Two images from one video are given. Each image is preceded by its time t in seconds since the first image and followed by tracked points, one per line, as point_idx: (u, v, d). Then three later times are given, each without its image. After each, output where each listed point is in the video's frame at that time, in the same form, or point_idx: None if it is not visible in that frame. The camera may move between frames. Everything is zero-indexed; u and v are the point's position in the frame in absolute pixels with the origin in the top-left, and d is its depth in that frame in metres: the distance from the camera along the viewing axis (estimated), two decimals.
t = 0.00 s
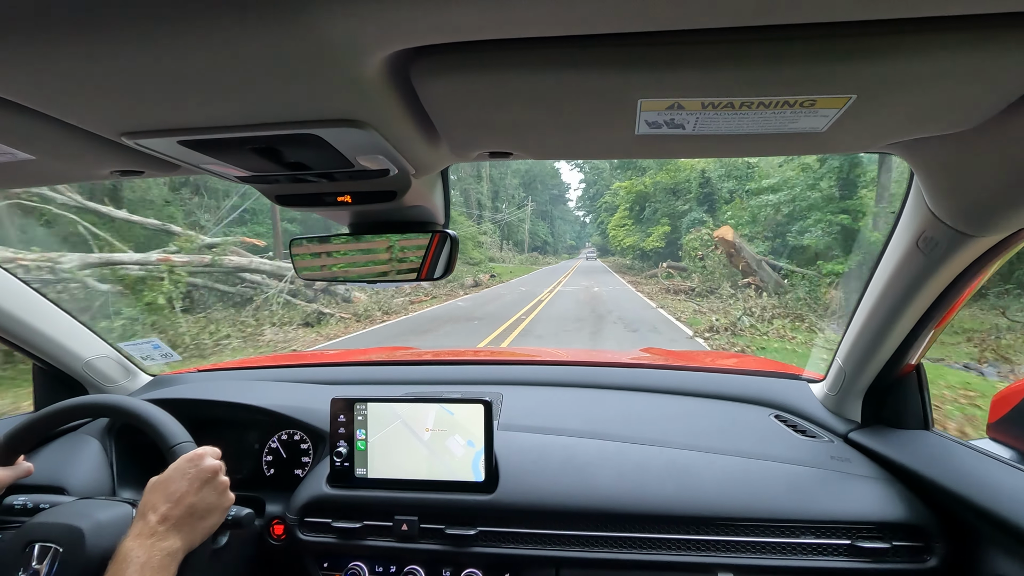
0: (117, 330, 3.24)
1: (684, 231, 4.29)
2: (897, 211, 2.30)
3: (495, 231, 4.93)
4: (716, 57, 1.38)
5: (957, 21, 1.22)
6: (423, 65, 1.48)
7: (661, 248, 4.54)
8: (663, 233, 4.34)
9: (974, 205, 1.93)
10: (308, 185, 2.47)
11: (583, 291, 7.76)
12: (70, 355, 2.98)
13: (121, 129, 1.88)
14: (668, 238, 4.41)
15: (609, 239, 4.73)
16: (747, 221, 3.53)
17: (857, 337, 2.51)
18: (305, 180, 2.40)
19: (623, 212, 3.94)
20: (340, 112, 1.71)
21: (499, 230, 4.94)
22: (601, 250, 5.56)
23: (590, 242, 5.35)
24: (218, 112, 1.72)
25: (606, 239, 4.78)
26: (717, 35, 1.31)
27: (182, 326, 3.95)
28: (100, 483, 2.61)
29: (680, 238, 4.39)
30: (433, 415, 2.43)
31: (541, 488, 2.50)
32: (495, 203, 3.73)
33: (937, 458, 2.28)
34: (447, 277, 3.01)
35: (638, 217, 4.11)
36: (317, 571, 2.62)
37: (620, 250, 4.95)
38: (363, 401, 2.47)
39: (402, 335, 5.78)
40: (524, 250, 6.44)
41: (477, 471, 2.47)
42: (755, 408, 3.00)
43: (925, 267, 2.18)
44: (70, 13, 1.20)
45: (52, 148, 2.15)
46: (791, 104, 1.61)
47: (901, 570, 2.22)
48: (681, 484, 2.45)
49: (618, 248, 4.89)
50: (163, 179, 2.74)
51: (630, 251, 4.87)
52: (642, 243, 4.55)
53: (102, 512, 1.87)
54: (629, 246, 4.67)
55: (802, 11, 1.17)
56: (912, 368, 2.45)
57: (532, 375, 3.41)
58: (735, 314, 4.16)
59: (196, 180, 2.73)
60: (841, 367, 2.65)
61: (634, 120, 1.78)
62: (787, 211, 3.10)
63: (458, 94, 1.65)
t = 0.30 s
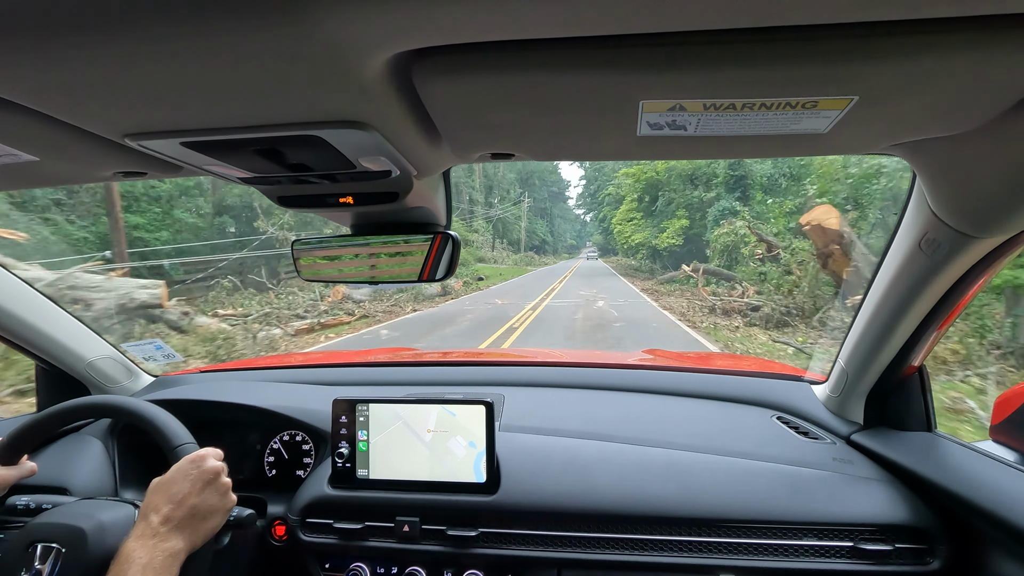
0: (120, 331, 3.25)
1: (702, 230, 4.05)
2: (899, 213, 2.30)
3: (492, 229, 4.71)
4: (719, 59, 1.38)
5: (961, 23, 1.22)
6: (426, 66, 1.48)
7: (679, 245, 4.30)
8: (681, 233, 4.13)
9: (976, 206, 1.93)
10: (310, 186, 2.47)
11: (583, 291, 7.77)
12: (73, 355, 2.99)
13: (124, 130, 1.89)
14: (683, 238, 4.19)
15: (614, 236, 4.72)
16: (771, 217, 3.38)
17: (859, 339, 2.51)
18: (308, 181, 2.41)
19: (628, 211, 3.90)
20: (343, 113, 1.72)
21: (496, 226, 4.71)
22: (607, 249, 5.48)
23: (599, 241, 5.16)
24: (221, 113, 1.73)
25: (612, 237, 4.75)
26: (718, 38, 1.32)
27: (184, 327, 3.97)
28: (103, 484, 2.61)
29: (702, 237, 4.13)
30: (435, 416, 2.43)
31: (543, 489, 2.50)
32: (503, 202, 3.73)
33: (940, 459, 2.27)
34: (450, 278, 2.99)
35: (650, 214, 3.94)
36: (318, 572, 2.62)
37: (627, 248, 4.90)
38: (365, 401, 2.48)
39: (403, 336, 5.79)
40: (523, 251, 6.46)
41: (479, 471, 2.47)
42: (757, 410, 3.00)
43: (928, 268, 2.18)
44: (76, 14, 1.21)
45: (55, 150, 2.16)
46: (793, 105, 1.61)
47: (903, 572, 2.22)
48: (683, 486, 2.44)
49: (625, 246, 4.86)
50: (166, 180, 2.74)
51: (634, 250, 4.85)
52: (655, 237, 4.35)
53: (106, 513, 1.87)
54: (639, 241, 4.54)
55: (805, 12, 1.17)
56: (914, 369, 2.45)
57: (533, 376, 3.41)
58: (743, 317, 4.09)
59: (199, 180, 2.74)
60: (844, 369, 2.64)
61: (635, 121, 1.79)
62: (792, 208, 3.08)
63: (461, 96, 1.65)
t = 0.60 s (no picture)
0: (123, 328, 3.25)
1: (732, 226, 3.69)
2: (903, 214, 2.29)
3: (492, 229, 4.54)
4: (722, 59, 1.38)
5: (967, 23, 1.22)
6: (429, 65, 1.48)
7: (705, 241, 3.96)
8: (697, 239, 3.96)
9: (980, 208, 1.93)
10: (312, 185, 2.47)
11: (583, 290, 7.78)
12: (75, 352, 3.00)
13: (128, 128, 1.89)
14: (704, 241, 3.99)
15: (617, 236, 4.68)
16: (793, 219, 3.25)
17: (862, 340, 2.50)
18: (310, 180, 2.41)
19: (638, 212, 3.85)
20: (346, 111, 1.72)
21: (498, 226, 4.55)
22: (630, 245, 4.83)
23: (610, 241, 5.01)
24: (224, 111, 1.73)
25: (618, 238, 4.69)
26: (723, 38, 1.31)
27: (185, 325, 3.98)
28: (105, 482, 2.62)
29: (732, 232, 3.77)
30: (436, 415, 2.43)
31: (544, 488, 2.50)
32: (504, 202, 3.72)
33: (942, 461, 2.27)
34: (452, 277, 3.00)
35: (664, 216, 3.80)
36: (319, 571, 2.62)
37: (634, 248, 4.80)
38: (366, 400, 2.48)
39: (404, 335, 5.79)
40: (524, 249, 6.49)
41: (480, 471, 2.47)
42: (759, 411, 3.00)
43: (931, 270, 2.17)
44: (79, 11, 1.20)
45: (58, 147, 2.16)
46: (796, 105, 1.61)
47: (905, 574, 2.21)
48: (684, 486, 2.44)
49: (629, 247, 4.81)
50: (169, 178, 2.75)
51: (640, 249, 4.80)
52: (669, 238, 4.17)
53: (108, 511, 1.87)
54: (652, 238, 4.32)
55: (809, 12, 1.17)
56: (917, 371, 2.44)
57: (534, 375, 3.41)
58: (748, 317, 4.10)
59: (201, 179, 2.74)
60: (846, 370, 2.64)
61: (638, 121, 1.78)
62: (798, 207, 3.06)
63: (463, 95, 1.65)
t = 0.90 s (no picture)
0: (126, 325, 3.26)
1: (750, 220, 3.57)
2: (907, 214, 2.28)
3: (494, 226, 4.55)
4: (727, 58, 1.38)
5: (974, 22, 1.21)
6: (432, 64, 1.48)
7: (723, 231, 3.83)
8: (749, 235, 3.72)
9: (984, 210, 1.92)
10: (316, 183, 2.48)
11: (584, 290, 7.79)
12: (79, 349, 3.01)
13: (132, 125, 1.89)
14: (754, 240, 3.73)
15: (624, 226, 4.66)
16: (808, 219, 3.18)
17: (865, 341, 2.49)
18: (313, 178, 2.41)
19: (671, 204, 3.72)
20: (350, 110, 1.72)
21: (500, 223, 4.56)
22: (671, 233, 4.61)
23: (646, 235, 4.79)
24: (228, 109, 1.73)
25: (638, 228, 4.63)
26: (726, 37, 1.31)
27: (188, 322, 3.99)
28: (107, 478, 2.63)
29: (750, 224, 3.64)
30: (438, 414, 2.44)
31: (545, 488, 2.50)
32: (501, 200, 3.75)
33: (946, 463, 2.26)
34: (454, 276, 3.01)
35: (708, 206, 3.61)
36: (321, 569, 2.63)
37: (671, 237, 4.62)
38: (368, 398, 2.47)
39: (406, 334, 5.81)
40: (526, 247, 6.50)
41: (481, 469, 2.47)
42: (761, 412, 2.98)
43: (935, 271, 2.16)
44: (84, 8, 1.20)
45: (64, 145, 2.17)
46: (800, 106, 1.60)
47: None
48: (686, 486, 2.44)
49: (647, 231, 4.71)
50: (172, 176, 2.75)
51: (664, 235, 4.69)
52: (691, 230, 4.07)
53: (110, 506, 1.88)
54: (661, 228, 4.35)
55: (815, 11, 1.16)
56: (921, 372, 2.42)
57: (536, 375, 3.41)
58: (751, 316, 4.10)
59: (205, 177, 2.75)
60: (849, 371, 2.63)
61: (641, 121, 1.78)
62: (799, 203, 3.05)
63: (467, 94, 1.65)
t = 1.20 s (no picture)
0: (128, 323, 3.27)
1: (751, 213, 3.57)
2: (909, 211, 2.27)
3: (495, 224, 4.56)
4: (730, 55, 1.37)
5: (978, 18, 1.20)
6: (434, 61, 1.48)
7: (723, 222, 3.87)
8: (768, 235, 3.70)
9: (987, 206, 1.91)
10: (317, 181, 2.48)
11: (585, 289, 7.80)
12: (80, 347, 3.01)
13: (134, 123, 1.89)
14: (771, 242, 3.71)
15: (624, 224, 4.65)
16: (809, 217, 3.18)
17: (868, 338, 2.49)
18: (315, 176, 2.41)
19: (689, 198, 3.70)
20: (352, 107, 1.72)
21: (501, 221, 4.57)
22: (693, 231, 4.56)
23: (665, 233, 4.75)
24: (229, 107, 1.73)
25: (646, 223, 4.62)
26: (728, 34, 1.31)
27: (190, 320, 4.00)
28: (111, 476, 2.64)
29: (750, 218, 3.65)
30: (440, 412, 2.44)
31: (547, 485, 2.51)
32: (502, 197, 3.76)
33: (949, 459, 2.25)
34: (456, 274, 3.01)
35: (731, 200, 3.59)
36: (323, 566, 2.64)
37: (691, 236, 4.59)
38: (371, 396, 2.46)
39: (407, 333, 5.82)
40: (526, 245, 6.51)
41: (483, 467, 2.47)
42: (763, 409, 2.98)
43: (938, 268, 2.15)
44: (85, 6, 1.20)
45: (65, 143, 2.17)
46: (803, 102, 1.60)
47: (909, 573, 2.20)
48: (687, 484, 2.44)
49: (661, 227, 4.68)
50: (175, 174, 2.76)
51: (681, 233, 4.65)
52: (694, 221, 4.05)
53: (113, 503, 1.88)
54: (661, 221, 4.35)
55: (819, 7, 1.16)
56: (923, 370, 2.42)
57: (537, 372, 3.42)
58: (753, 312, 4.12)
59: (207, 175, 2.75)
60: (852, 368, 2.62)
61: (643, 118, 1.78)
62: (800, 200, 3.05)
63: (469, 91, 1.65)
